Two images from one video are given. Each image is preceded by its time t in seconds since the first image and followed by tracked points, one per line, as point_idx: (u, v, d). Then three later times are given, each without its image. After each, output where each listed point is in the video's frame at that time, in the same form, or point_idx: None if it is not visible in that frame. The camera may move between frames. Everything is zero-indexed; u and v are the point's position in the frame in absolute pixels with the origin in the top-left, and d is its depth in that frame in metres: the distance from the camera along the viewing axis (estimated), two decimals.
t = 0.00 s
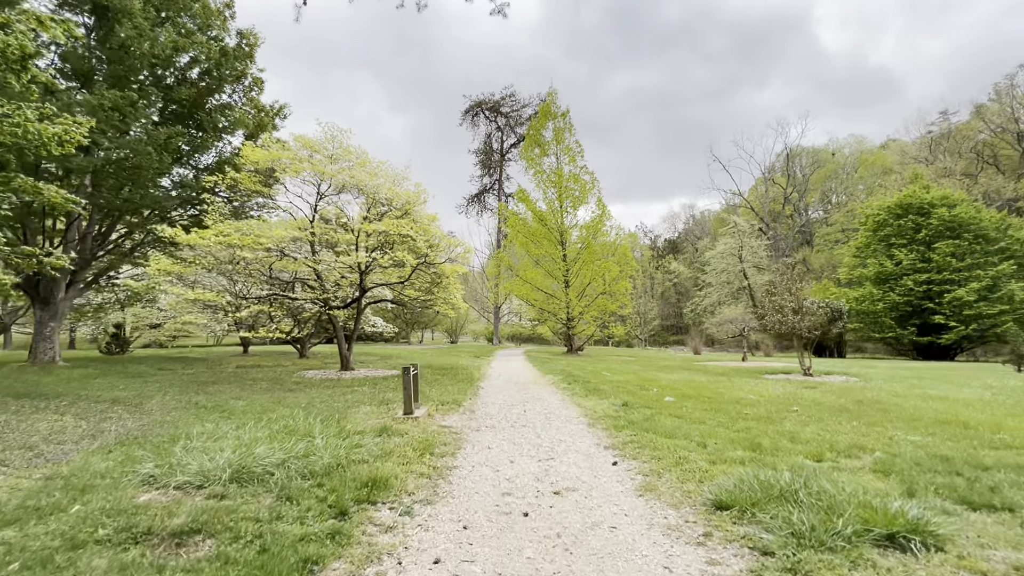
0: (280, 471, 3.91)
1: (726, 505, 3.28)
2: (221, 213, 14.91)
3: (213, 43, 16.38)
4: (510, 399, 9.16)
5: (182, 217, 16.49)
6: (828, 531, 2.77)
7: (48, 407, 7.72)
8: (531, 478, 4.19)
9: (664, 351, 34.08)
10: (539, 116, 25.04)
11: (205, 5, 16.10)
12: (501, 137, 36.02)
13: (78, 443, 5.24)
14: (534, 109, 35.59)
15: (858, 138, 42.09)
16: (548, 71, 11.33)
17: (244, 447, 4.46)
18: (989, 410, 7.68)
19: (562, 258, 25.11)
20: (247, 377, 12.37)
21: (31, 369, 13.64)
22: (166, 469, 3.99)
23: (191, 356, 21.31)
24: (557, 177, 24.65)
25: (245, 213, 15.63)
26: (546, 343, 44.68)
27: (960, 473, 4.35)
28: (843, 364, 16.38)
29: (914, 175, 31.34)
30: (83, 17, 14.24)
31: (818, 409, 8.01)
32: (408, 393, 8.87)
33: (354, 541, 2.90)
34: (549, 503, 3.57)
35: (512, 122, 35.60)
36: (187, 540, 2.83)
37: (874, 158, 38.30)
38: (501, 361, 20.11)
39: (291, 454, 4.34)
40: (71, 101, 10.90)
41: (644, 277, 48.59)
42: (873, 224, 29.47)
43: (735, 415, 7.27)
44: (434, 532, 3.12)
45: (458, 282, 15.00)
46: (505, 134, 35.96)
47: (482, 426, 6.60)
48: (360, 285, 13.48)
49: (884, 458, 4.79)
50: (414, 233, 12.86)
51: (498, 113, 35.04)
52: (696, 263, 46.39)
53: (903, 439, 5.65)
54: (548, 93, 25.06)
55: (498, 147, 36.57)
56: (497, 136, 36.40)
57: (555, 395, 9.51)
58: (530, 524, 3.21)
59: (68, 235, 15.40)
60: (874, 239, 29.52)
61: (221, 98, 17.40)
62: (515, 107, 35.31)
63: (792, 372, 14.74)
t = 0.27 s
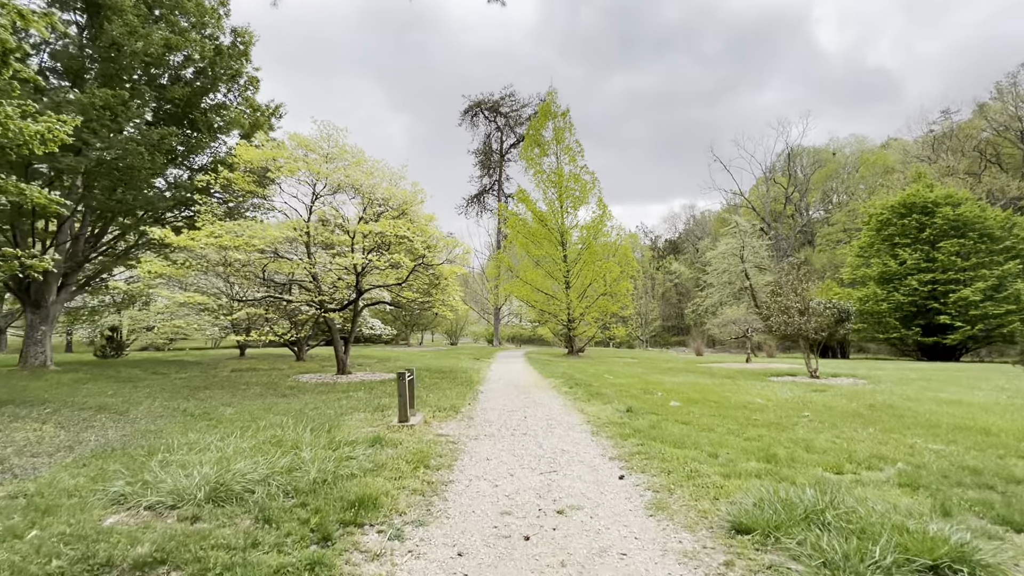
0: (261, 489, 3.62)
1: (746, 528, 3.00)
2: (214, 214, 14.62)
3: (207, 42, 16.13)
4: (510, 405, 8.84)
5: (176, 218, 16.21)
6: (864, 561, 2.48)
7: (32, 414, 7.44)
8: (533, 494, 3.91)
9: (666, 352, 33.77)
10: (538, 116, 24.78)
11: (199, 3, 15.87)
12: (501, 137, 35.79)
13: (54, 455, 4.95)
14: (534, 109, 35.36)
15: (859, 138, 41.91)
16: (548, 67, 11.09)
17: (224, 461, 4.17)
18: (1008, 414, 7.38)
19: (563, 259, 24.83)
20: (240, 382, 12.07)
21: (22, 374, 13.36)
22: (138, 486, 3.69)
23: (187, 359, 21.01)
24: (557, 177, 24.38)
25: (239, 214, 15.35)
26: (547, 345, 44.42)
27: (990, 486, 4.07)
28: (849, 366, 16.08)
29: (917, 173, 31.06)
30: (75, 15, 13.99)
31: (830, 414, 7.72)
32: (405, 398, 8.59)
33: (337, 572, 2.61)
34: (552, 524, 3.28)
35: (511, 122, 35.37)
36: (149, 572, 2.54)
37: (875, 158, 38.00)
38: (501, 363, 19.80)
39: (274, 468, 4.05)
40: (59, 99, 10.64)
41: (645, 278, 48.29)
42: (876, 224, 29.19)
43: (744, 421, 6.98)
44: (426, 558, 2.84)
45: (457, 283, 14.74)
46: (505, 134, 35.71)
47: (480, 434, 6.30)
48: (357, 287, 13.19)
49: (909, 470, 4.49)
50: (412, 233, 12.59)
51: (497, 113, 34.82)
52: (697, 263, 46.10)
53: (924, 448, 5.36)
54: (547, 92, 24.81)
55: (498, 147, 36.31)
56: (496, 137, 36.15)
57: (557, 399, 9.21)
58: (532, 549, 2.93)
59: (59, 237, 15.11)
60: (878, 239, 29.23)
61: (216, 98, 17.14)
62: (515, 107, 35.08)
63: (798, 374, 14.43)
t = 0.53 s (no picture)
0: (233, 499, 3.30)
1: (770, 544, 2.67)
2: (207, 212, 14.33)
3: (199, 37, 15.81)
4: (506, 406, 8.53)
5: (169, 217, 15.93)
6: None
7: (10, 417, 7.15)
8: (531, 503, 3.59)
9: (667, 352, 33.46)
10: (537, 114, 24.53)
11: None
12: (500, 136, 35.54)
13: (21, 461, 4.64)
14: (533, 108, 35.10)
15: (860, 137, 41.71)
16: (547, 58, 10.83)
17: (195, 470, 3.84)
18: None
19: (563, 258, 24.54)
20: (232, 383, 11.76)
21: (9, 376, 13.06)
22: (99, 496, 3.37)
23: (181, 361, 20.68)
24: (556, 175, 24.09)
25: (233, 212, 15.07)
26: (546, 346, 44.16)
27: None
28: (856, 366, 15.76)
29: (920, 171, 30.76)
30: (64, 9, 13.71)
31: (842, 415, 7.41)
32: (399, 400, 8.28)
33: None
34: (553, 539, 2.96)
35: (510, 121, 35.11)
36: None
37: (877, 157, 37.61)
38: (501, 363, 19.51)
39: (250, 476, 3.73)
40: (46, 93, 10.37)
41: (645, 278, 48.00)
42: (880, 222, 28.87)
43: (754, 424, 6.65)
44: None
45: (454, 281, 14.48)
46: (504, 133, 35.45)
47: (476, 438, 5.95)
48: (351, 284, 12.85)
49: (935, 475, 4.17)
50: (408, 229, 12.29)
51: (496, 112, 34.57)
52: (698, 263, 45.80)
53: (948, 452, 5.04)
54: (546, 90, 24.56)
55: (497, 146, 36.06)
56: (495, 136, 35.91)
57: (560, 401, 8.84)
58: (530, 569, 2.61)
59: (50, 237, 14.83)
60: (881, 237, 28.92)
61: (209, 95, 16.83)
62: (514, 106, 34.82)
63: (804, 374, 14.11)
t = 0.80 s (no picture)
0: (201, 520, 2.99)
1: None
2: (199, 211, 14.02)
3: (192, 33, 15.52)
4: (505, 410, 8.20)
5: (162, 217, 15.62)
6: None
7: None
8: (531, 523, 3.28)
9: (669, 352, 33.15)
10: (537, 112, 24.22)
11: None
12: (500, 135, 35.25)
13: None
14: (532, 106, 34.81)
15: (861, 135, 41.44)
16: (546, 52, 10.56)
17: (165, 486, 3.54)
18: None
19: (563, 257, 24.24)
20: (223, 386, 11.45)
21: None
22: (55, 518, 3.06)
23: (176, 362, 20.37)
24: (556, 173, 23.78)
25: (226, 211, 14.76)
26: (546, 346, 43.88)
27: None
28: (863, 366, 15.45)
29: (924, 168, 30.46)
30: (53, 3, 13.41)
31: (856, 419, 7.11)
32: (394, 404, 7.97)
33: None
34: (555, 568, 2.65)
35: (509, 119, 34.80)
36: None
37: (879, 155, 37.28)
38: (500, 364, 19.23)
39: (223, 493, 3.41)
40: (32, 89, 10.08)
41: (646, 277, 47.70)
42: (884, 219, 28.55)
43: (764, 429, 6.35)
44: None
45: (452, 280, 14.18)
46: (503, 132, 35.16)
47: (472, 446, 5.62)
48: (346, 284, 12.53)
49: (968, 489, 3.86)
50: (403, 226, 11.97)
51: (495, 110, 34.28)
52: (699, 262, 45.47)
53: (974, 461, 4.74)
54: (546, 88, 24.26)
55: (497, 145, 35.78)
56: (495, 134, 35.62)
57: (562, 404, 8.50)
58: None
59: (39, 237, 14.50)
60: (885, 235, 28.60)
61: (203, 92, 16.52)
62: (513, 104, 34.52)
63: (811, 375, 13.80)
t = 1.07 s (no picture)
0: (162, 538, 2.69)
1: None
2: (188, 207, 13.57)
3: (185, 26, 15.18)
4: (503, 412, 7.86)
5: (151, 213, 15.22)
6: None
7: None
8: (530, 538, 2.97)
9: (669, 351, 32.85)
10: (535, 108, 23.95)
11: None
12: (498, 132, 34.94)
13: None
14: (531, 103, 34.48)
15: (861, 133, 41.26)
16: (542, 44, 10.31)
17: (128, 497, 3.22)
18: None
19: (563, 255, 23.96)
20: (213, 386, 11.13)
21: None
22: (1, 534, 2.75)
23: (169, 362, 20.00)
24: (556, 170, 23.48)
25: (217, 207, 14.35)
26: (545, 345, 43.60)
27: None
28: (869, 364, 15.16)
29: (926, 166, 30.21)
30: None
31: (870, 420, 6.81)
32: (388, 405, 7.67)
33: None
34: None
35: (508, 117, 34.47)
36: None
37: (879, 153, 37.06)
38: (499, 364, 18.93)
39: (193, 504, 3.12)
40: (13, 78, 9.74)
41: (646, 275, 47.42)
42: (885, 217, 28.28)
43: (776, 431, 6.05)
44: None
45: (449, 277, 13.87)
46: (502, 129, 34.84)
47: (468, 450, 5.31)
48: (340, 282, 12.18)
49: (1003, 497, 3.57)
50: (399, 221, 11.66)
51: (494, 107, 33.97)
52: (699, 260, 45.20)
53: (1003, 465, 4.44)
54: (545, 84, 23.96)
55: (495, 142, 35.47)
56: (493, 132, 35.31)
57: (563, 405, 8.16)
58: None
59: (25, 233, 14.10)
60: (887, 233, 28.33)
61: (195, 86, 16.18)
62: (512, 101, 34.18)
63: (816, 374, 13.51)
